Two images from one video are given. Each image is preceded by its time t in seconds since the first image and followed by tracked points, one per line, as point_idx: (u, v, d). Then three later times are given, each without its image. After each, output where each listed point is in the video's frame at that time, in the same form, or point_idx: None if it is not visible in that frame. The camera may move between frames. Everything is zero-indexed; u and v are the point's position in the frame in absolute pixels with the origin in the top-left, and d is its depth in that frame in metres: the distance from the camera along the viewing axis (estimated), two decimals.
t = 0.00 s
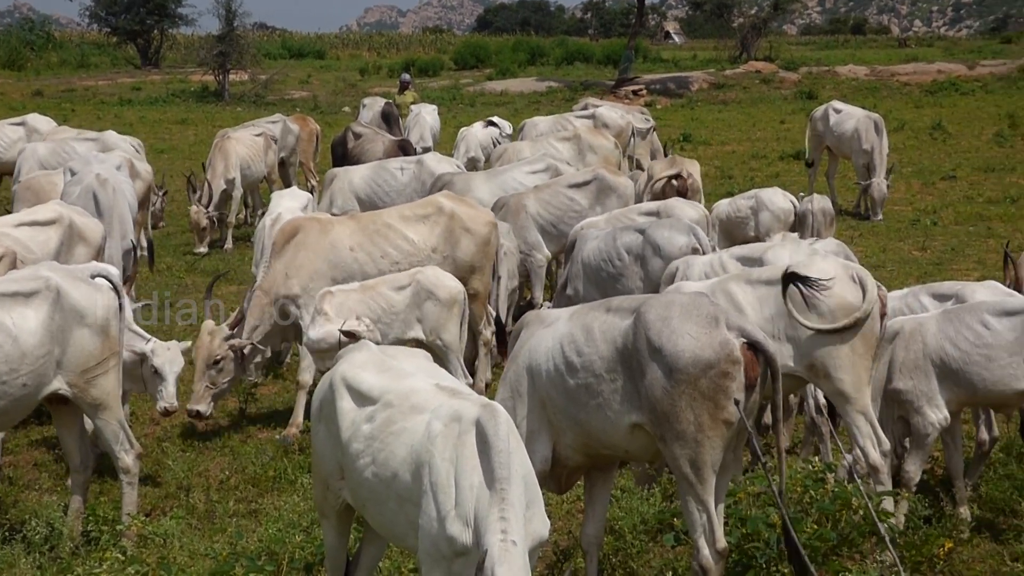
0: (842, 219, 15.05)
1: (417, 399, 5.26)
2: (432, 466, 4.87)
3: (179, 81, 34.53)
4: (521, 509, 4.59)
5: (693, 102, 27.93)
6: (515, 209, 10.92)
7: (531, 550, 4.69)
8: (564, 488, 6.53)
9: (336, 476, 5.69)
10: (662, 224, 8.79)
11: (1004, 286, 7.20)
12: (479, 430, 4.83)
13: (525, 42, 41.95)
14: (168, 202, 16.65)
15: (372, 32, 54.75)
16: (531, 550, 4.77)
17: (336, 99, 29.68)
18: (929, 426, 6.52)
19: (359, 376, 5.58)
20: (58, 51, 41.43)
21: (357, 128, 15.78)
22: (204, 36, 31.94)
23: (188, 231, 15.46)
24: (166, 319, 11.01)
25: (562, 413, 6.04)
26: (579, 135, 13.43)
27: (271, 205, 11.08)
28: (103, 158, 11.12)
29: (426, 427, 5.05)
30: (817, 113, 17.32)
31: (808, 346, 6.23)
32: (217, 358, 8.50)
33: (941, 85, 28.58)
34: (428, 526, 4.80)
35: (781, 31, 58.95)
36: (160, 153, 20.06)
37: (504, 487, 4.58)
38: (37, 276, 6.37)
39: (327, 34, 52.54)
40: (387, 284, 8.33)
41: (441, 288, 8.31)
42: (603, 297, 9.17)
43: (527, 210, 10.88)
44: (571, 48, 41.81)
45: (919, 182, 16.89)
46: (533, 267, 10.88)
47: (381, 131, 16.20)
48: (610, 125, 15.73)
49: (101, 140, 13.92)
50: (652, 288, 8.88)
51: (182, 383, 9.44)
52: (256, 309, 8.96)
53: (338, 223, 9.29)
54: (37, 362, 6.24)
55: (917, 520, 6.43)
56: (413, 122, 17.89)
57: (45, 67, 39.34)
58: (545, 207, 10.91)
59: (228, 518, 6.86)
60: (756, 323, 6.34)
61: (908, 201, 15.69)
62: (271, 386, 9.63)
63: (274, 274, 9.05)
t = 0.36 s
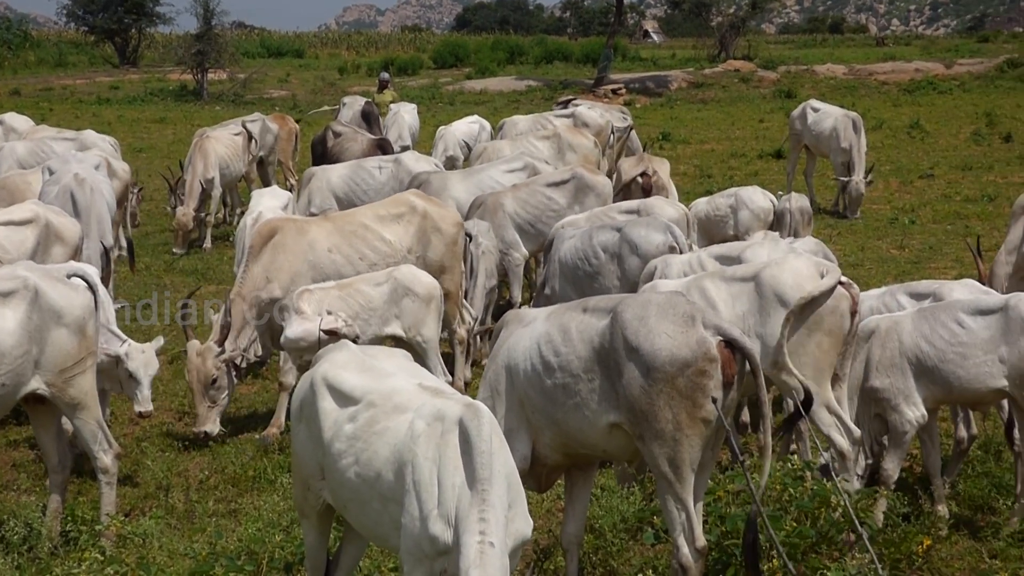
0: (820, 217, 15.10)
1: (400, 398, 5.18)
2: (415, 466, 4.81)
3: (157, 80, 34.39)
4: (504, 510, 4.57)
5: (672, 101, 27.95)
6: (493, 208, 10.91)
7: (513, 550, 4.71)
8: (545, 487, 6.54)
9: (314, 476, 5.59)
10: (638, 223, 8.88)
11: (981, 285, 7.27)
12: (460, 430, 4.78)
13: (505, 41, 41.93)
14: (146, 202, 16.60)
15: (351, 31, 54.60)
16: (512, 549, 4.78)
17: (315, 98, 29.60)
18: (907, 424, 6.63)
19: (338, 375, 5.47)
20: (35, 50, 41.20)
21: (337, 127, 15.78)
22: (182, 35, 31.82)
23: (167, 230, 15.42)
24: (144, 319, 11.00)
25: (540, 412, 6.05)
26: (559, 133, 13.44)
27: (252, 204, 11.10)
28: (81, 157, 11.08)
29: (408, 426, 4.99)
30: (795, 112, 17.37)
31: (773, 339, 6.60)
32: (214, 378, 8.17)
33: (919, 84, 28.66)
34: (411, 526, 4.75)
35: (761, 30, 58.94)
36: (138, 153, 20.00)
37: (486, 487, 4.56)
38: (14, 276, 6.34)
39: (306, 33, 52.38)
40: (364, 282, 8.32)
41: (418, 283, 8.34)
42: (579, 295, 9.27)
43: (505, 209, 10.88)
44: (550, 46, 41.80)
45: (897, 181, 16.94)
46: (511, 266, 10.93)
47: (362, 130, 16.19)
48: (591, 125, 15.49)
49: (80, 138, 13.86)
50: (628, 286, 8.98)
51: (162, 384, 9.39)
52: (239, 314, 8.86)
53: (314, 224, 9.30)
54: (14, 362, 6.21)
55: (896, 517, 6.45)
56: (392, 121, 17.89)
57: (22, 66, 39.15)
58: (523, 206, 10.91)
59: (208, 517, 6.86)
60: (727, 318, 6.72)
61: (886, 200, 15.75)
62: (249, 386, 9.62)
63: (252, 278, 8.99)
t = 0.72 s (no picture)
0: (813, 214, 15.11)
1: (393, 397, 5.18)
2: (407, 464, 4.80)
3: (149, 78, 34.34)
4: (494, 508, 4.57)
5: (665, 98, 27.96)
6: (485, 206, 10.90)
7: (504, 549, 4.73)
8: (538, 484, 6.54)
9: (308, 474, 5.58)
10: (627, 220, 8.92)
11: (970, 281, 7.26)
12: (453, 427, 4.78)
13: (497, 39, 41.93)
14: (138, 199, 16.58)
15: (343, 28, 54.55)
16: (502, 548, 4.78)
17: (307, 95, 29.57)
18: (898, 420, 6.66)
19: (333, 372, 5.46)
20: (27, 48, 41.12)
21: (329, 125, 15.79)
22: (174, 32, 31.78)
23: (160, 227, 15.41)
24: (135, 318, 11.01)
25: (532, 409, 6.05)
26: (551, 130, 13.45)
27: (245, 202, 11.11)
28: (72, 155, 11.06)
29: (401, 424, 4.98)
30: (787, 110, 17.39)
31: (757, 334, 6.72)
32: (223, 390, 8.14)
33: (911, 81, 28.67)
34: (403, 524, 4.75)
35: (754, 29, 58.91)
36: (130, 150, 19.98)
37: (477, 486, 4.56)
38: (4, 275, 6.33)
39: (297, 30, 52.32)
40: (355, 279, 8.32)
41: (409, 280, 8.36)
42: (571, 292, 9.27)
43: (498, 207, 10.88)
44: (543, 43, 41.78)
45: (889, 178, 16.96)
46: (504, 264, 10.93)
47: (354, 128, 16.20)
48: (582, 122, 15.55)
49: (73, 135, 13.85)
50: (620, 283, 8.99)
51: (154, 381, 9.38)
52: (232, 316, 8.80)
53: (302, 223, 9.32)
54: (4, 361, 6.19)
55: (888, 514, 6.47)
56: (384, 119, 17.89)
57: (14, 64, 39.08)
58: (515, 203, 10.91)
59: (200, 516, 6.87)
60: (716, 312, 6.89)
61: (878, 197, 15.77)
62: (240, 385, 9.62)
63: (243, 279, 8.96)
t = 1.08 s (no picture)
0: (805, 213, 15.12)
1: (385, 394, 5.17)
2: (397, 462, 4.80)
3: (139, 77, 34.28)
4: (483, 507, 4.57)
5: (656, 97, 27.97)
6: (474, 205, 10.92)
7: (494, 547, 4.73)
8: (528, 482, 6.55)
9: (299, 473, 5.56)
10: (613, 218, 8.95)
11: (956, 279, 7.27)
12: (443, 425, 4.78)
13: (488, 38, 41.94)
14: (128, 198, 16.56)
15: (333, 27, 54.51)
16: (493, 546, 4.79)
17: (298, 94, 29.55)
18: (888, 418, 6.67)
19: (325, 371, 5.45)
20: (16, 47, 41.02)
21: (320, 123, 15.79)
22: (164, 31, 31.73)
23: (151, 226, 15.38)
24: (126, 317, 10.99)
25: (522, 408, 6.06)
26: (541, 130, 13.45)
27: (236, 201, 11.11)
28: (63, 154, 11.06)
29: (392, 422, 4.98)
30: (777, 108, 17.40)
31: (741, 330, 6.77)
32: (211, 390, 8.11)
33: (902, 80, 28.69)
34: (393, 522, 4.75)
35: (745, 29, 58.96)
36: (120, 149, 19.96)
37: (466, 484, 4.57)
38: None
39: (288, 29, 52.27)
40: (345, 278, 8.32)
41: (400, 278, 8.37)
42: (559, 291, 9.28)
43: (486, 205, 10.90)
44: (534, 42, 41.78)
45: (880, 176, 16.98)
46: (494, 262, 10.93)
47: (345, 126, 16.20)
48: (571, 121, 15.58)
49: (64, 134, 13.83)
50: (607, 281, 9.01)
51: (144, 380, 9.37)
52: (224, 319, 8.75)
53: (289, 222, 9.32)
54: None
55: (879, 512, 6.48)
56: (374, 118, 17.89)
57: (4, 63, 38.99)
58: (504, 202, 10.92)
59: (191, 514, 6.87)
60: (702, 309, 6.96)
61: (869, 196, 15.78)
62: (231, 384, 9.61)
63: (232, 280, 8.94)
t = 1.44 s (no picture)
0: (799, 213, 15.14)
1: (379, 394, 5.17)
2: (392, 462, 4.80)
3: (133, 75, 34.27)
4: (476, 506, 4.57)
5: (650, 97, 28.00)
6: (467, 203, 10.94)
7: (488, 546, 4.74)
8: (519, 481, 6.56)
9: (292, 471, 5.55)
10: (604, 218, 8.97)
11: (947, 280, 7.30)
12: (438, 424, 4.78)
13: (483, 37, 41.98)
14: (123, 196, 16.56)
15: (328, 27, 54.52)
16: (487, 545, 4.79)
17: (292, 93, 29.56)
18: (880, 419, 6.67)
19: (319, 370, 5.44)
20: (10, 45, 40.98)
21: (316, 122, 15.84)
22: (158, 29, 31.71)
23: (146, 224, 15.39)
24: (120, 316, 10.99)
25: (515, 407, 6.05)
26: (535, 129, 13.47)
27: (231, 199, 11.11)
28: (58, 152, 11.07)
29: (386, 421, 4.98)
30: (771, 109, 17.42)
31: (732, 330, 6.79)
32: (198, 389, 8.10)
33: (896, 81, 28.74)
34: (387, 522, 4.75)
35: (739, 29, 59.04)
36: (114, 147, 19.97)
37: (459, 484, 4.57)
38: None
39: (282, 28, 52.31)
40: (340, 278, 8.31)
41: (394, 278, 8.35)
42: (547, 292, 9.30)
43: (479, 204, 10.92)
44: (528, 42, 41.83)
45: (873, 177, 17.01)
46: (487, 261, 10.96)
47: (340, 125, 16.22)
48: (563, 121, 15.58)
49: (60, 131, 13.85)
50: (597, 281, 9.03)
51: (137, 377, 9.36)
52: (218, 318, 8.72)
53: (282, 220, 9.32)
54: None
55: (871, 512, 6.49)
56: (369, 116, 17.90)
57: None
58: (498, 201, 10.94)
59: (183, 512, 6.87)
60: (694, 307, 6.99)
61: (863, 197, 15.81)
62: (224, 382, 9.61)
63: (226, 279, 8.92)
